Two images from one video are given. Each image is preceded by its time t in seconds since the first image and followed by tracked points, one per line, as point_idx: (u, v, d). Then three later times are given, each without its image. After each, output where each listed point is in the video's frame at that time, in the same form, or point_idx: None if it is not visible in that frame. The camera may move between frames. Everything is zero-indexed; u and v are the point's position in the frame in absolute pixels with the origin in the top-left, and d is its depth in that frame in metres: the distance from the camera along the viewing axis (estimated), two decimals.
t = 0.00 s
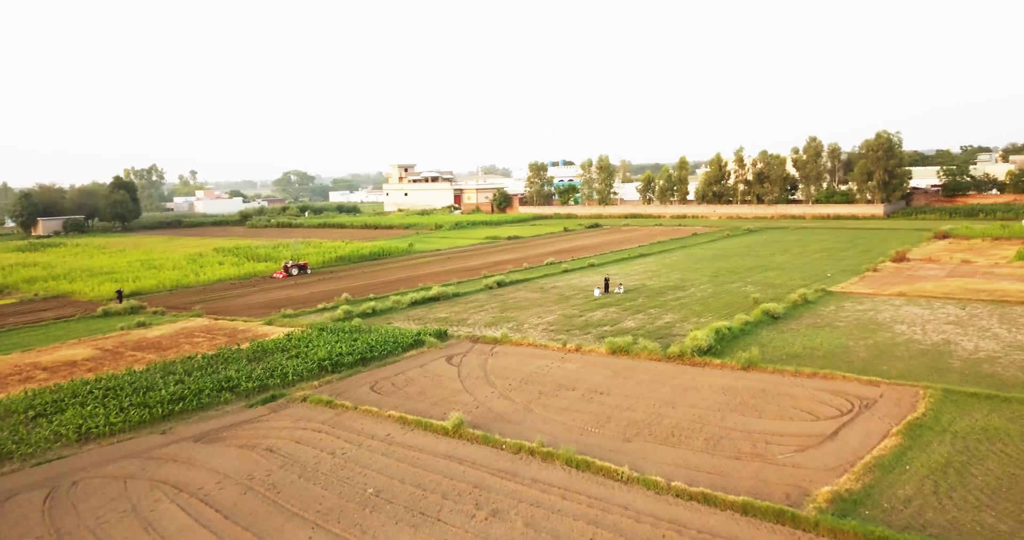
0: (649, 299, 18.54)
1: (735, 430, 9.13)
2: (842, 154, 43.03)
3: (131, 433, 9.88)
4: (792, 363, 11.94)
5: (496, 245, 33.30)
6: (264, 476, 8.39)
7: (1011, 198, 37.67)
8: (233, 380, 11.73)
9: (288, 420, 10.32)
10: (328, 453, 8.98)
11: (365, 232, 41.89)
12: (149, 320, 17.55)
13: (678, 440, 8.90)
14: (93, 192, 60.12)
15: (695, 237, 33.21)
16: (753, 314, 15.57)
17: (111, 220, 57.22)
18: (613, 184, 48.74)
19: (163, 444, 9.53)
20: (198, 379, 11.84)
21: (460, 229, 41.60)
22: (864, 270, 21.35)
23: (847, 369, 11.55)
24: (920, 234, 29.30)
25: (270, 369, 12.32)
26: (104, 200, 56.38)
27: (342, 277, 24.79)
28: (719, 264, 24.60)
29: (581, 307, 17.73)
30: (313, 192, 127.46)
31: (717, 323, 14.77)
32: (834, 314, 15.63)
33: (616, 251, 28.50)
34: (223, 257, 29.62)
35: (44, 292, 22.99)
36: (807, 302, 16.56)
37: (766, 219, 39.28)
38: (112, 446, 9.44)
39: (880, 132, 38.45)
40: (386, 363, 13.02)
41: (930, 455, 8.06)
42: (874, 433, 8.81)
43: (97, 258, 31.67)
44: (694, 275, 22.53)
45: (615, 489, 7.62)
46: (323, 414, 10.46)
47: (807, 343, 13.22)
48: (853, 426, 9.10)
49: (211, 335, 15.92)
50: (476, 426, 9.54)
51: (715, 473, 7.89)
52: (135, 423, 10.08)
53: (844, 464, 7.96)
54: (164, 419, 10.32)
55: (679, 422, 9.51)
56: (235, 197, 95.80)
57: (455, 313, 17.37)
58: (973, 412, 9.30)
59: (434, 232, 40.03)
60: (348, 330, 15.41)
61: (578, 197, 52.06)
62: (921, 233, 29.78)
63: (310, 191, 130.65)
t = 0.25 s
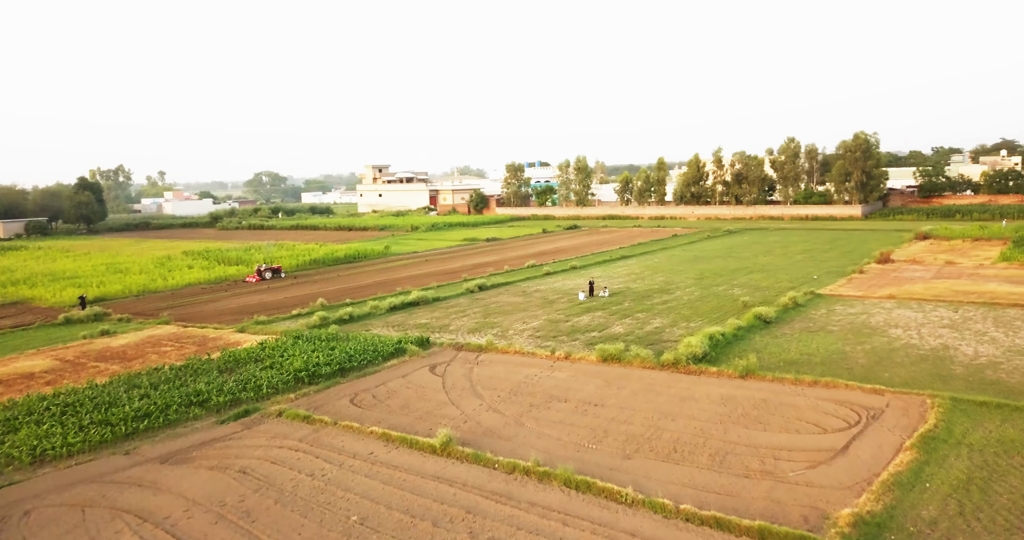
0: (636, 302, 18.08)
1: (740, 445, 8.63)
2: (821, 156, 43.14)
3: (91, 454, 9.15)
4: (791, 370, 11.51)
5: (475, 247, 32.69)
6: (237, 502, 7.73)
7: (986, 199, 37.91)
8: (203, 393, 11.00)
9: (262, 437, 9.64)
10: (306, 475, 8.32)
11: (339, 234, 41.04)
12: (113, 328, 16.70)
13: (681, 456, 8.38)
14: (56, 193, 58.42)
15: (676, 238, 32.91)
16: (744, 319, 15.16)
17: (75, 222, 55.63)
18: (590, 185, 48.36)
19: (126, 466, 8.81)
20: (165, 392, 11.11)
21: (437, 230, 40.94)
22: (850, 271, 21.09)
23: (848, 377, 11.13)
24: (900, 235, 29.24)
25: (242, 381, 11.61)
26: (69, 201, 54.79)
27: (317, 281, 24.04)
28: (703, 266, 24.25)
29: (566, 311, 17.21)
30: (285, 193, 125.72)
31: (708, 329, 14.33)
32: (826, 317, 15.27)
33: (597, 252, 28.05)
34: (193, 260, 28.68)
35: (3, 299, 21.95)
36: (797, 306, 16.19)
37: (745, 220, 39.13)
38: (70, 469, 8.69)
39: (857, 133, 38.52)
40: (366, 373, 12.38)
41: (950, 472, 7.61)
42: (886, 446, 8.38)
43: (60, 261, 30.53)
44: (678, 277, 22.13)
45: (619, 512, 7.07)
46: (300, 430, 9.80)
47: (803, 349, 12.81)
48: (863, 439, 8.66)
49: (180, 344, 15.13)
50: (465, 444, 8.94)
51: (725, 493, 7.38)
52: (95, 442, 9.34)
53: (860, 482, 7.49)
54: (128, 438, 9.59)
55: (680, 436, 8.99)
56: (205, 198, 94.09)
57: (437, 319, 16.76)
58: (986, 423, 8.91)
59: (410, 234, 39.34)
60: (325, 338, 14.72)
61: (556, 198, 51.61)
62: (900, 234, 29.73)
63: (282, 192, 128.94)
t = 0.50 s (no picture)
0: (623, 306, 17.58)
1: (748, 462, 8.12)
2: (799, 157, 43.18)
3: (47, 479, 8.40)
4: (791, 378, 11.06)
5: (453, 250, 32.07)
6: (207, 533, 7.04)
7: (962, 200, 38.09)
8: (171, 409, 10.27)
9: (235, 458, 8.94)
10: (283, 501, 7.65)
11: (313, 236, 40.16)
12: (76, 337, 15.83)
13: (687, 476, 7.84)
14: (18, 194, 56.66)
15: (657, 239, 32.56)
16: (736, 324, 14.72)
17: (38, 224, 54.00)
18: (568, 186, 47.92)
19: (85, 492, 8.08)
20: (129, 408, 10.35)
21: (414, 232, 40.23)
22: (837, 273, 20.80)
23: (851, 385, 10.69)
24: (881, 237, 29.14)
25: (214, 395, 10.89)
26: (32, 202, 53.14)
27: (291, 286, 23.25)
28: (687, 269, 23.86)
29: (551, 317, 16.67)
30: (257, 194, 123.88)
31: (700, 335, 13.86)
32: (819, 322, 14.89)
33: (578, 255, 27.55)
34: (161, 263, 27.70)
35: None
36: (789, 310, 15.79)
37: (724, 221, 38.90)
38: (22, 497, 7.94)
39: (835, 135, 38.54)
40: (346, 385, 11.71)
41: (975, 490, 7.15)
42: (901, 461, 7.92)
43: (21, 266, 29.34)
44: (662, 280, 21.70)
45: None
46: (276, 450, 9.12)
47: (800, 356, 12.37)
48: (877, 454, 8.19)
49: (146, 354, 14.33)
50: (456, 464, 8.33)
51: (739, 517, 6.85)
52: (51, 466, 8.58)
53: (882, 503, 7.01)
54: (87, 460, 8.84)
55: (684, 453, 8.47)
56: (175, 199, 92.21)
57: (418, 326, 16.12)
58: (1002, 435, 8.49)
59: (387, 236, 38.58)
60: (301, 346, 14.01)
61: (533, 199, 51.09)
62: (881, 235, 29.64)
63: (254, 193, 127.03)
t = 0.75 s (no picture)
0: (610, 311, 17.08)
1: (760, 482, 7.61)
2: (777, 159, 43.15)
3: None
4: (792, 387, 10.60)
5: (431, 252, 31.39)
6: None
7: (939, 200, 38.26)
8: (135, 427, 9.53)
9: (206, 482, 8.24)
10: (259, 531, 6.99)
11: (286, 238, 39.18)
12: (35, 347, 14.95)
13: (696, 498, 7.31)
14: None
15: (638, 241, 32.18)
16: (729, 329, 14.29)
17: None
18: (546, 187, 47.45)
19: (39, 524, 7.34)
20: (90, 426, 9.60)
21: (390, 234, 39.47)
22: (824, 275, 20.51)
23: (856, 394, 10.26)
24: (862, 238, 29.03)
25: (182, 410, 10.16)
26: None
27: (264, 291, 22.44)
28: (671, 271, 23.46)
29: (537, 322, 16.13)
30: (227, 194, 121.85)
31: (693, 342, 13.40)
32: (812, 327, 14.51)
33: (559, 257, 27.04)
34: (128, 267, 26.67)
35: None
36: (780, 313, 15.42)
37: (704, 222, 38.67)
38: None
39: (814, 135, 38.54)
40: (325, 398, 11.05)
41: (1004, 511, 6.70)
42: (921, 478, 7.49)
43: None
44: (647, 283, 21.26)
45: None
46: (251, 472, 8.44)
47: (799, 363, 11.95)
48: (894, 470, 7.73)
49: (111, 365, 13.52)
50: (446, 487, 7.73)
51: None
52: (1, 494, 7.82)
53: (908, 527, 6.54)
54: (43, 487, 8.09)
55: (690, 470, 7.94)
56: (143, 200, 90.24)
57: (398, 333, 15.47)
58: (1021, 448, 8.09)
59: (362, 238, 37.78)
60: (276, 356, 13.31)
61: (510, 201, 50.54)
62: (862, 236, 29.54)
63: (225, 194, 125.01)
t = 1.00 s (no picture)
0: (597, 315, 16.55)
1: (775, 504, 7.10)
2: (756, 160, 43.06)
3: None
4: (795, 397, 10.14)
5: (408, 255, 30.69)
6: None
7: (917, 201, 38.37)
8: (94, 449, 8.77)
9: (173, 511, 7.54)
10: None
11: (259, 241, 38.21)
12: None
13: (710, 523, 6.77)
14: None
15: (619, 243, 31.75)
16: (722, 335, 13.83)
17: None
18: (524, 189, 46.92)
19: None
20: (47, 448, 8.83)
21: (366, 236, 38.67)
22: (811, 278, 20.19)
23: (862, 404, 9.82)
24: (844, 239, 28.88)
25: (147, 430, 9.42)
26: None
27: (236, 296, 21.60)
28: (655, 273, 23.03)
29: (523, 328, 15.55)
30: (198, 196, 119.81)
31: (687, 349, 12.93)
32: (807, 332, 14.10)
33: (541, 260, 26.49)
34: (93, 272, 25.63)
35: None
36: (773, 318, 15.01)
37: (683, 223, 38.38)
38: None
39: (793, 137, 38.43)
40: (302, 414, 10.36)
41: None
42: (946, 498, 7.03)
43: None
44: (632, 285, 20.80)
45: None
46: (224, 498, 7.75)
47: (798, 371, 11.51)
48: (916, 490, 7.26)
49: (72, 377, 12.70)
50: (438, 514, 7.12)
51: None
52: None
53: None
54: None
55: (700, 492, 7.41)
56: (110, 202, 88.19)
57: (378, 342, 14.80)
58: None
59: (337, 241, 36.94)
60: (249, 368, 12.58)
61: (488, 202, 49.96)
62: (844, 238, 29.40)
63: (195, 195, 122.86)
